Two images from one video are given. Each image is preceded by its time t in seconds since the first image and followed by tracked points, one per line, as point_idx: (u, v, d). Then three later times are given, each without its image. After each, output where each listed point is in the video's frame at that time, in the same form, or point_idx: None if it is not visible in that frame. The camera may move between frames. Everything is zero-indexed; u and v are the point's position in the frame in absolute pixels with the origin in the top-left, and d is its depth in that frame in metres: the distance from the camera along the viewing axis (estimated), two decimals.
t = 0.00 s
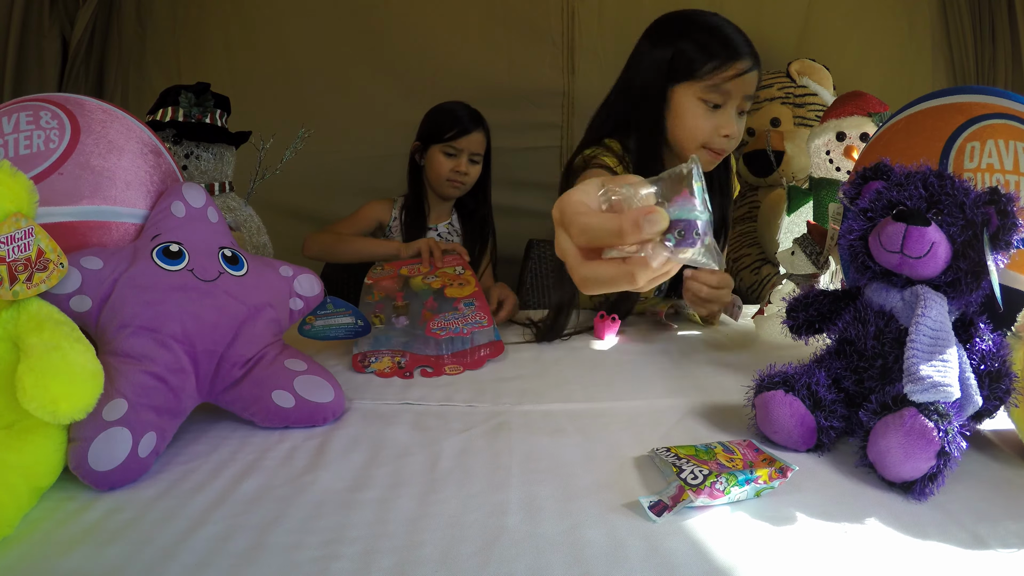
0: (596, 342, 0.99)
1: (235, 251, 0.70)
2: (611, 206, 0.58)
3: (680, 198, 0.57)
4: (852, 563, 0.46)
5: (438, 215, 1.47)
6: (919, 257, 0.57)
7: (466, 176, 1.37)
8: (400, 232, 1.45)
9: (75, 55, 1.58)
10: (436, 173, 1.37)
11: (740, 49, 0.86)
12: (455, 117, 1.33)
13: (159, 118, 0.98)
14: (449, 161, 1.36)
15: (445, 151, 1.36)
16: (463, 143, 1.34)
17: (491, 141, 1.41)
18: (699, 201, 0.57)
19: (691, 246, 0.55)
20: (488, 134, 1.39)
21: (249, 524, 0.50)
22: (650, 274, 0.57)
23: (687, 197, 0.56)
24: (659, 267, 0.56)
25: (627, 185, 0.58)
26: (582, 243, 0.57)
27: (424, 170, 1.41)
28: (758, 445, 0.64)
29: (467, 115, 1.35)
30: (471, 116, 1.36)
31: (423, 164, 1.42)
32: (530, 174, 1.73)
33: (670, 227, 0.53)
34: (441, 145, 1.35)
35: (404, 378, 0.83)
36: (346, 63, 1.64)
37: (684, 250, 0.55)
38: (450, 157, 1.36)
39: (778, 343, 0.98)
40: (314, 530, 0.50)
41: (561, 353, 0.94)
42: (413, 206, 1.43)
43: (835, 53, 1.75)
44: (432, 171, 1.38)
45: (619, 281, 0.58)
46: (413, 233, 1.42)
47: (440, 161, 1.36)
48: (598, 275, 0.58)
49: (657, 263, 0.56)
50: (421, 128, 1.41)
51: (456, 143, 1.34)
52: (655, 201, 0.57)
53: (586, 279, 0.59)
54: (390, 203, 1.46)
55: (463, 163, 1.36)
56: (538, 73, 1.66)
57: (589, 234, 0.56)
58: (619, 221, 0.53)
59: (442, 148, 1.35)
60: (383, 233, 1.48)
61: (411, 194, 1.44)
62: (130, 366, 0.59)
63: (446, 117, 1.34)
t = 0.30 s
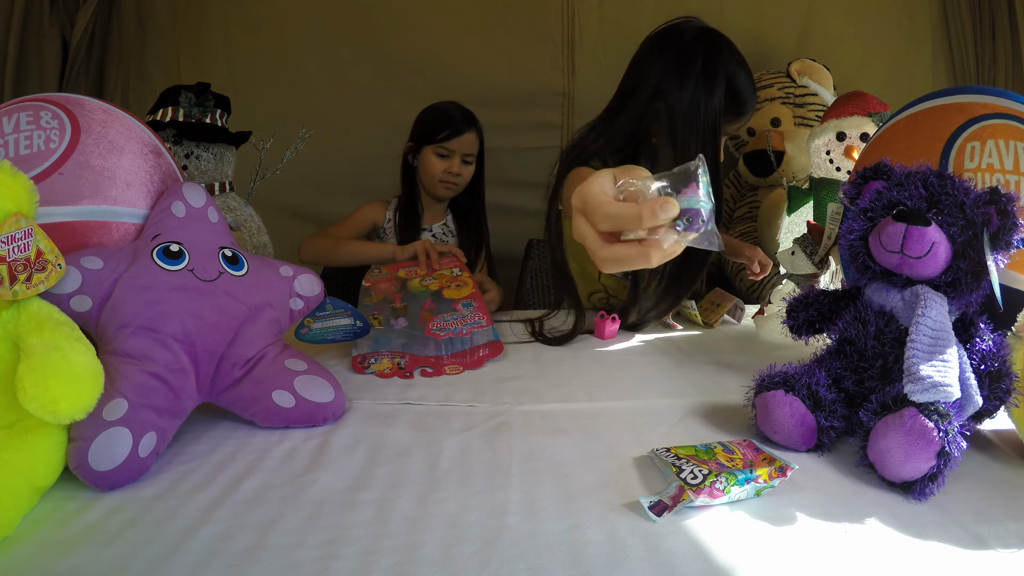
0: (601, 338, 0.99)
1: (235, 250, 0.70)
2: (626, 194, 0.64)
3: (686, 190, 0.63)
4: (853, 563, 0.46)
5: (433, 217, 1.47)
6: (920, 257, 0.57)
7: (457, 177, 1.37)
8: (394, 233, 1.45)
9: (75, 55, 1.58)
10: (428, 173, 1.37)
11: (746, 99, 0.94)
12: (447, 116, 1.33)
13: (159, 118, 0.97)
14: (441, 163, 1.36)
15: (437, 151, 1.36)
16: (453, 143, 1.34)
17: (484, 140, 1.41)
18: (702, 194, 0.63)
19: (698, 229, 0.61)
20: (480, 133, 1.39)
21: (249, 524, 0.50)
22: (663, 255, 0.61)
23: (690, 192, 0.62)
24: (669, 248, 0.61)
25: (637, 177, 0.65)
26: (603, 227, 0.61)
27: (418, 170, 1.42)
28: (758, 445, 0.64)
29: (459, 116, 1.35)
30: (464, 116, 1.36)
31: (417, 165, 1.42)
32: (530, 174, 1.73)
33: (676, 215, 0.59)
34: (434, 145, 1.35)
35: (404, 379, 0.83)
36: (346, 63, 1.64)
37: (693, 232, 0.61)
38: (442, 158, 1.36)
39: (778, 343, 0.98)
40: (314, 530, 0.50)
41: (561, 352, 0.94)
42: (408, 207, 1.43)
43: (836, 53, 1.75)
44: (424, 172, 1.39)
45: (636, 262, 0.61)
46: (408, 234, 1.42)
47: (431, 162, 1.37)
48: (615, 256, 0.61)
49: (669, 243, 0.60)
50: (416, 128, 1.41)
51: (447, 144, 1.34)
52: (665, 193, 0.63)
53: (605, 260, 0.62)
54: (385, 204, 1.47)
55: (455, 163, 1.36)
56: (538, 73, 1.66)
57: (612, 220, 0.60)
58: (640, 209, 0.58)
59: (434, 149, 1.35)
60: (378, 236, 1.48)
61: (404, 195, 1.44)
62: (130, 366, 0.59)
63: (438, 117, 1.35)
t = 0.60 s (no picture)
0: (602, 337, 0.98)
1: (235, 250, 0.70)
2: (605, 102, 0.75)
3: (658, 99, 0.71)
4: (853, 563, 0.46)
5: (431, 217, 1.47)
6: (920, 257, 0.57)
7: (454, 177, 1.37)
8: (392, 234, 1.45)
9: (75, 55, 1.58)
10: (425, 174, 1.38)
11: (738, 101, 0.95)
12: (440, 116, 1.34)
13: (159, 118, 0.98)
14: (437, 162, 1.36)
15: (433, 151, 1.36)
16: (449, 143, 1.34)
17: (479, 139, 1.41)
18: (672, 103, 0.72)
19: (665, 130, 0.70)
20: (475, 132, 1.39)
21: (249, 524, 0.50)
22: (634, 147, 0.70)
23: (660, 99, 0.71)
24: (641, 145, 0.70)
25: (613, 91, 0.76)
26: (584, 125, 0.73)
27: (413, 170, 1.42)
28: (758, 444, 0.64)
29: (454, 115, 1.35)
30: (457, 114, 1.36)
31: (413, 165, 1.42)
32: (530, 174, 1.73)
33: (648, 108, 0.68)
34: (429, 145, 1.36)
35: (405, 378, 0.83)
36: (346, 63, 1.64)
37: (660, 132, 0.70)
38: (438, 158, 1.36)
39: (778, 343, 0.98)
40: (314, 530, 0.50)
41: (561, 352, 0.94)
42: (406, 207, 1.43)
43: (837, 53, 1.75)
44: (420, 172, 1.39)
45: (610, 155, 0.70)
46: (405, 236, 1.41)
47: (428, 163, 1.37)
48: (593, 150, 0.72)
49: (641, 138, 0.69)
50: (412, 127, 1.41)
51: (443, 144, 1.35)
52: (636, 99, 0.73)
53: (585, 153, 0.72)
54: (383, 205, 1.47)
55: (451, 163, 1.36)
56: (538, 73, 1.66)
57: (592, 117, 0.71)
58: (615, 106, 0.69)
59: (430, 149, 1.36)
60: (376, 237, 1.48)
61: (401, 196, 1.45)
62: (130, 366, 0.59)
63: (433, 117, 1.35)
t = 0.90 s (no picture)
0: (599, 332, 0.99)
1: (235, 250, 0.70)
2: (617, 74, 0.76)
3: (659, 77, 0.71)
4: (853, 563, 0.46)
5: (430, 217, 1.47)
6: (920, 257, 0.57)
7: (450, 175, 1.37)
8: (391, 234, 1.44)
9: (76, 54, 1.58)
10: (420, 173, 1.38)
11: (716, 87, 1.02)
12: (439, 114, 1.34)
13: (159, 118, 0.98)
14: (433, 161, 1.36)
15: (431, 150, 1.36)
16: (445, 140, 1.35)
17: (476, 137, 1.41)
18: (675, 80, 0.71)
19: (665, 106, 0.71)
20: (472, 131, 1.39)
21: (249, 524, 0.50)
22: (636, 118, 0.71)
23: (664, 75, 0.71)
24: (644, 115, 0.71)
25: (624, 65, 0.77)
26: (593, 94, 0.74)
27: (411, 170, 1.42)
28: (758, 444, 0.64)
29: (451, 114, 1.35)
30: (454, 112, 1.36)
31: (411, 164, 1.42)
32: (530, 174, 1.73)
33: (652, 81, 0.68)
34: (425, 144, 1.36)
35: (406, 377, 0.83)
36: (346, 63, 1.64)
37: (659, 106, 0.71)
38: (434, 157, 1.36)
39: (778, 343, 0.98)
40: (314, 530, 0.50)
41: (561, 352, 0.93)
42: (405, 207, 1.43)
43: (836, 53, 1.75)
44: (417, 171, 1.40)
45: (615, 121, 0.72)
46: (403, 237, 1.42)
47: (424, 162, 1.37)
48: (599, 116, 0.74)
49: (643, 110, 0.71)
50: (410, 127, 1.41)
51: (439, 142, 1.35)
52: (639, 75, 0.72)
53: (592, 118, 0.74)
54: (381, 206, 1.47)
55: (447, 162, 1.36)
56: (538, 73, 1.66)
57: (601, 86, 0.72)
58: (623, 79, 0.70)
59: (425, 148, 1.36)
60: (376, 237, 1.48)
61: (399, 196, 1.45)
62: (130, 366, 0.59)
63: (431, 116, 1.35)
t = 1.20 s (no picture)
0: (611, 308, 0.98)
1: (235, 250, 0.70)
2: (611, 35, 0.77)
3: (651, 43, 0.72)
4: (853, 563, 0.46)
5: (429, 217, 1.47)
6: (920, 257, 0.57)
7: (451, 177, 1.38)
8: (392, 235, 1.45)
9: (76, 54, 1.58)
10: (421, 174, 1.38)
11: (704, 77, 1.05)
12: (440, 113, 1.35)
13: (160, 118, 0.98)
14: (433, 163, 1.36)
15: (431, 152, 1.36)
16: (446, 142, 1.34)
17: (477, 139, 1.41)
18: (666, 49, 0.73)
19: (653, 70, 0.73)
20: (472, 132, 1.39)
21: (250, 524, 0.50)
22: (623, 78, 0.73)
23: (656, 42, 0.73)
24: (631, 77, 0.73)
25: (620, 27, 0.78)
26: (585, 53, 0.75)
27: (412, 171, 1.43)
28: (758, 445, 0.64)
29: (451, 113, 1.36)
30: (454, 112, 1.37)
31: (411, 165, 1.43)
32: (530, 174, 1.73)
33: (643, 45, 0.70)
34: (425, 146, 1.36)
35: (399, 375, 0.83)
36: (346, 63, 1.65)
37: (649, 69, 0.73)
38: (435, 159, 1.36)
39: (778, 343, 0.98)
40: (315, 530, 0.50)
41: (561, 352, 0.93)
42: (405, 207, 1.43)
43: (836, 53, 1.75)
44: (417, 172, 1.40)
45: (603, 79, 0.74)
46: (405, 238, 1.42)
47: (424, 164, 1.37)
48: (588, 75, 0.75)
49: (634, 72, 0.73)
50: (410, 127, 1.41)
51: (440, 144, 1.35)
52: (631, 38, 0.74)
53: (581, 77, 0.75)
54: (382, 207, 1.47)
55: (448, 164, 1.36)
56: (538, 73, 1.66)
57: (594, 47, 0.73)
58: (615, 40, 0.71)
59: (426, 150, 1.36)
60: (377, 237, 1.48)
61: (399, 196, 1.45)
62: (130, 366, 0.59)
63: (434, 117, 1.35)
